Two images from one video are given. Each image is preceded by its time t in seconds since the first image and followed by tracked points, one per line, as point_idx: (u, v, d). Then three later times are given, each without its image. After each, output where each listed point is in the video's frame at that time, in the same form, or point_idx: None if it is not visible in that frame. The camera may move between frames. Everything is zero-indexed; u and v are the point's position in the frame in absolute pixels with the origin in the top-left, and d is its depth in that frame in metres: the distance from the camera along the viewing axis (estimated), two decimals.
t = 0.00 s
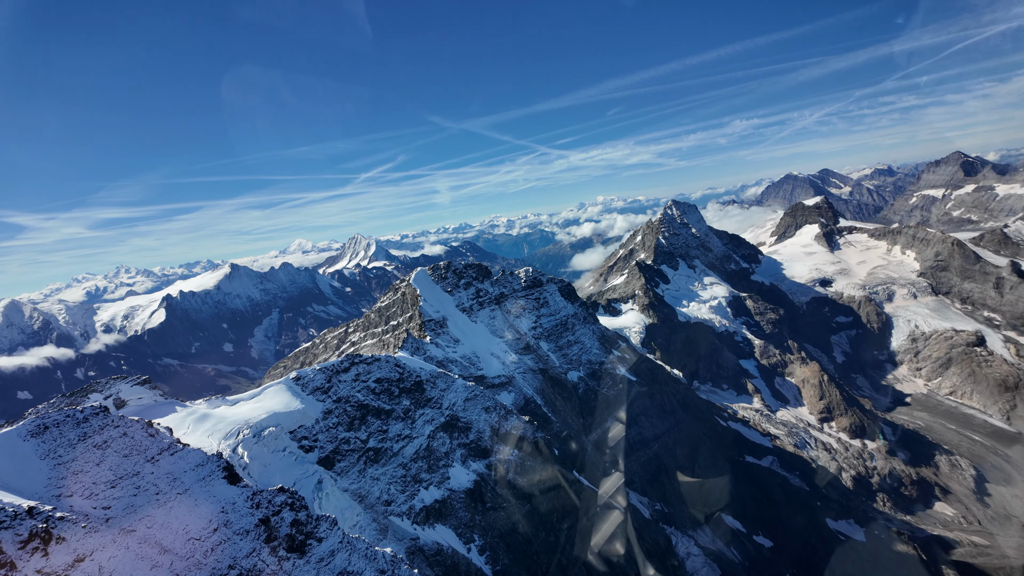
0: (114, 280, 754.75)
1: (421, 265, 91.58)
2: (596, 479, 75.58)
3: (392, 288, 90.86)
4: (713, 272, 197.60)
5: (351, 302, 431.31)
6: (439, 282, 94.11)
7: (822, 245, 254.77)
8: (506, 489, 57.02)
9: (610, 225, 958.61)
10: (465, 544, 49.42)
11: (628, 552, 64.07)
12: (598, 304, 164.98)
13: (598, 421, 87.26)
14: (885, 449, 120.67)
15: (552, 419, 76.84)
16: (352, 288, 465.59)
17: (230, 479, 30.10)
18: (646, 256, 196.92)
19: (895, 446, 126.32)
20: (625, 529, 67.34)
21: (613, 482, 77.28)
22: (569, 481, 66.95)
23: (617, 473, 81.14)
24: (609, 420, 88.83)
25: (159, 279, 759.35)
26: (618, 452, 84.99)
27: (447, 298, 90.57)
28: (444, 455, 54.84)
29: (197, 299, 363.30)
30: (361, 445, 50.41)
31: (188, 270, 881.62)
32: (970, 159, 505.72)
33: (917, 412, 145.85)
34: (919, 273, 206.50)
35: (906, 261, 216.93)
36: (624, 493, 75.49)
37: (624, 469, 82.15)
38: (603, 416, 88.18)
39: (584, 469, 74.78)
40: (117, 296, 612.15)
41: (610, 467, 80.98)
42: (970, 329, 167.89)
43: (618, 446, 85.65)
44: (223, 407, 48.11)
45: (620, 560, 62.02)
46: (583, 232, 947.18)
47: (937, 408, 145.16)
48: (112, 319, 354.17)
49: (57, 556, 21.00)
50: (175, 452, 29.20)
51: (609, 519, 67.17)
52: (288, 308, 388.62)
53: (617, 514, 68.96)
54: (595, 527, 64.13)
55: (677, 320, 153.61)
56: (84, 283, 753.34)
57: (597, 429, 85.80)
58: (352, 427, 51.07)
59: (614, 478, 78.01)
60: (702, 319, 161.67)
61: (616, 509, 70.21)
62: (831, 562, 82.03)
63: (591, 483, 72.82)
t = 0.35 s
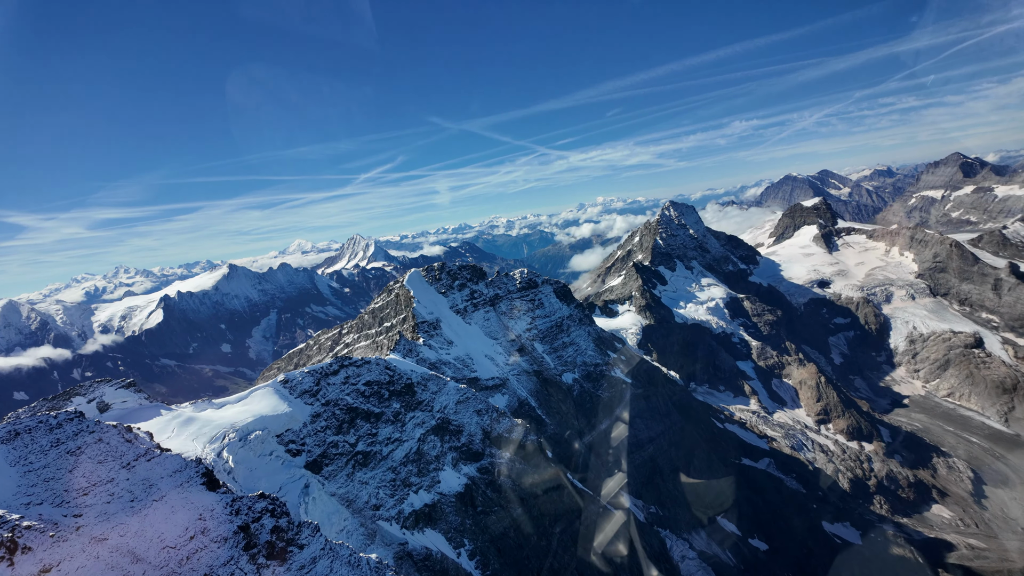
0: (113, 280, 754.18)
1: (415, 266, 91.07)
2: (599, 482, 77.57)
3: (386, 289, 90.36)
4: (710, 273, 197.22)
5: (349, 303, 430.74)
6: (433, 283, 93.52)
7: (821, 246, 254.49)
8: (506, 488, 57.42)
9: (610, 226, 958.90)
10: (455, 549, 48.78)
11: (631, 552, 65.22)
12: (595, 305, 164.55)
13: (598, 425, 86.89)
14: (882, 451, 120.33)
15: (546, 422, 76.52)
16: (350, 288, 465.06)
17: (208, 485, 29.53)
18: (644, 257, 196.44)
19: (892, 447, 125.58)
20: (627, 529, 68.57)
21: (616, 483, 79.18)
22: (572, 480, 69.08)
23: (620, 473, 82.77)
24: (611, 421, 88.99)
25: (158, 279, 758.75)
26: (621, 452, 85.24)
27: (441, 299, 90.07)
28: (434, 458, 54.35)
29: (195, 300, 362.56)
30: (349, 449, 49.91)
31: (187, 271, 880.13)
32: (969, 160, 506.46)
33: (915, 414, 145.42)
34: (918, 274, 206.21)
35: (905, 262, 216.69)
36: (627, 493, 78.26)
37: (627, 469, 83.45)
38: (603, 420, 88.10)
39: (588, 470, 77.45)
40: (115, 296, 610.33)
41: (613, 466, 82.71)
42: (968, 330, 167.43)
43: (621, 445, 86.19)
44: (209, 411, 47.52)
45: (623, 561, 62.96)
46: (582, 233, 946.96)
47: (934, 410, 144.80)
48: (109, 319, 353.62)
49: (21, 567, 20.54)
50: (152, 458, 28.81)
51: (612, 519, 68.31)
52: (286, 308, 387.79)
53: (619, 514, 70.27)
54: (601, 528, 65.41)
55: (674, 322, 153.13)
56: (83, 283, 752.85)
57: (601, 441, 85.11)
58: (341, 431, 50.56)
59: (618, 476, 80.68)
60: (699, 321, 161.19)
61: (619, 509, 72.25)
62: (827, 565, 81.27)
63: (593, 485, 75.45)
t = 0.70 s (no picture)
0: (113, 280, 754.05)
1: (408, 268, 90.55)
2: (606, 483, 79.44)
3: (379, 291, 89.85)
4: (708, 274, 196.89)
5: (347, 303, 430.31)
6: (427, 285, 93.00)
7: (819, 248, 254.12)
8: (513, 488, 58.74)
9: (609, 227, 959.36)
10: (445, 554, 48.20)
11: (638, 553, 67.70)
12: (591, 307, 164.19)
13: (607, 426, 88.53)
14: (880, 454, 119.97)
15: (541, 424, 76.04)
16: (349, 289, 464.67)
17: (186, 491, 28.98)
18: (641, 258, 196.02)
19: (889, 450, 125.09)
20: (635, 529, 71.98)
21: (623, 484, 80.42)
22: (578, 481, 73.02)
23: (625, 475, 83.77)
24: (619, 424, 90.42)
25: (156, 279, 759.21)
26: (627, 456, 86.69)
27: (435, 301, 89.58)
28: (424, 462, 53.85)
29: (193, 300, 361.96)
30: (337, 453, 49.43)
31: (186, 271, 880.41)
32: (968, 162, 507.00)
33: (913, 417, 144.91)
34: (916, 275, 205.90)
35: (903, 264, 216.42)
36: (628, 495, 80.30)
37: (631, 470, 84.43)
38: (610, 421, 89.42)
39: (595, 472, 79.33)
40: (114, 297, 609.77)
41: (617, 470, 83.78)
42: (966, 332, 166.96)
43: (627, 448, 87.93)
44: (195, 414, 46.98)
45: (630, 560, 65.57)
46: (582, 234, 947.26)
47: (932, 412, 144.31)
48: (107, 319, 353.47)
49: None
50: (127, 464, 28.63)
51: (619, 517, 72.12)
52: (284, 309, 387.03)
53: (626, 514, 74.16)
54: (604, 530, 66.41)
55: (671, 323, 152.71)
56: (83, 283, 754.30)
57: (603, 443, 85.88)
58: (330, 435, 50.04)
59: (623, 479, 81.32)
60: (696, 322, 160.78)
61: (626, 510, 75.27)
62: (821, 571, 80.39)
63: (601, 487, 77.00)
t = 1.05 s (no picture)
0: (112, 281, 754.08)
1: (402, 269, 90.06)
2: (612, 480, 82.18)
3: (373, 292, 89.28)
4: (705, 275, 196.55)
5: (346, 304, 429.68)
6: (420, 287, 92.69)
7: (817, 249, 253.94)
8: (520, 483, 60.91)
9: (608, 228, 959.84)
10: (433, 559, 47.68)
11: (643, 553, 71.31)
12: (588, 309, 163.97)
13: (613, 421, 90.18)
14: (876, 456, 119.51)
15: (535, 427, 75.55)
16: (347, 290, 464.23)
17: (163, 498, 28.52)
18: (639, 260, 195.50)
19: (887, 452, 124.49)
20: (642, 527, 75.23)
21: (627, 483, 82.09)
22: (585, 481, 77.37)
23: (634, 472, 84.86)
24: (625, 423, 92.06)
25: (155, 279, 758.65)
26: (636, 453, 87.59)
27: (428, 303, 89.11)
28: (414, 466, 53.34)
29: (190, 301, 361.38)
30: (325, 457, 48.87)
31: (186, 271, 882.14)
32: (966, 163, 507.88)
33: (910, 419, 144.50)
34: (914, 277, 205.74)
35: (900, 266, 216.25)
36: (643, 491, 81.04)
37: (640, 467, 85.29)
38: (616, 421, 90.56)
39: (602, 470, 82.15)
40: (112, 297, 610.03)
41: (626, 466, 85.17)
42: (964, 334, 166.50)
43: (634, 445, 88.74)
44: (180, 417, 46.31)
45: (636, 560, 69.15)
46: (581, 234, 947.41)
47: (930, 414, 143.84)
48: (104, 320, 352.95)
49: None
50: (102, 471, 28.47)
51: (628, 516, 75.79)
52: (282, 309, 386.24)
53: (634, 512, 77.43)
54: (612, 532, 70.35)
55: (668, 325, 152.30)
56: (83, 283, 754.98)
57: (610, 443, 86.84)
58: (317, 438, 49.50)
59: (631, 477, 82.91)
60: (693, 324, 160.49)
61: (633, 508, 78.17)
62: None
63: (606, 485, 80.35)
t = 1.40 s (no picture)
0: (111, 281, 753.07)
1: (395, 270, 89.68)
2: (619, 480, 83.66)
3: (366, 293, 88.76)
4: (702, 277, 196.32)
5: (343, 304, 428.87)
6: (414, 288, 92.31)
7: (815, 250, 253.77)
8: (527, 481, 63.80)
9: (607, 228, 960.69)
10: (422, 564, 46.88)
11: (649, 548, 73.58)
12: (584, 310, 163.71)
13: (619, 423, 91.90)
14: (874, 458, 118.69)
15: (527, 430, 75.28)
16: (345, 290, 463.72)
17: (139, 504, 28.11)
18: (635, 261, 195.28)
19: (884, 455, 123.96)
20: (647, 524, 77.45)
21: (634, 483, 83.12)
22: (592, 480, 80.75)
23: (641, 471, 86.14)
24: (632, 421, 94.31)
25: (153, 279, 757.46)
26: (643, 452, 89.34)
27: (422, 304, 88.74)
28: (403, 470, 52.90)
29: (188, 301, 360.75)
30: (313, 461, 48.37)
31: (185, 271, 881.47)
32: (965, 164, 508.71)
33: (907, 420, 144.26)
34: (911, 279, 205.35)
35: (898, 267, 215.95)
36: (649, 489, 82.64)
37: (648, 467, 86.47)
38: (624, 421, 92.75)
39: (608, 469, 84.64)
40: (111, 297, 609.32)
41: (632, 465, 86.61)
42: (961, 335, 166.18)
43: (641, 444, 90.49)
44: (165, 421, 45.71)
45: (643, 557, 70.06)
46: (580, 235, 947.63)
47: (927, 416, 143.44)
48: (101, 320, 352.31)
49: None
50: (76, 477, 28.24)
51: (634, 514, 77.97)
52: (280, 310, 385.33)
53: (640, 510, 79.28)
54: (615, 530, 71.10)
55: (664, 326, 152.07)
56: (81, 283, 755.22)
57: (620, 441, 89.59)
58: (305, 442, 49.01)
59: (638, 475, 84.19)
60: (689, 325, 160.18)
61: (639, 507, 79.80)
62: None
63: (612, 485, 82.19)
